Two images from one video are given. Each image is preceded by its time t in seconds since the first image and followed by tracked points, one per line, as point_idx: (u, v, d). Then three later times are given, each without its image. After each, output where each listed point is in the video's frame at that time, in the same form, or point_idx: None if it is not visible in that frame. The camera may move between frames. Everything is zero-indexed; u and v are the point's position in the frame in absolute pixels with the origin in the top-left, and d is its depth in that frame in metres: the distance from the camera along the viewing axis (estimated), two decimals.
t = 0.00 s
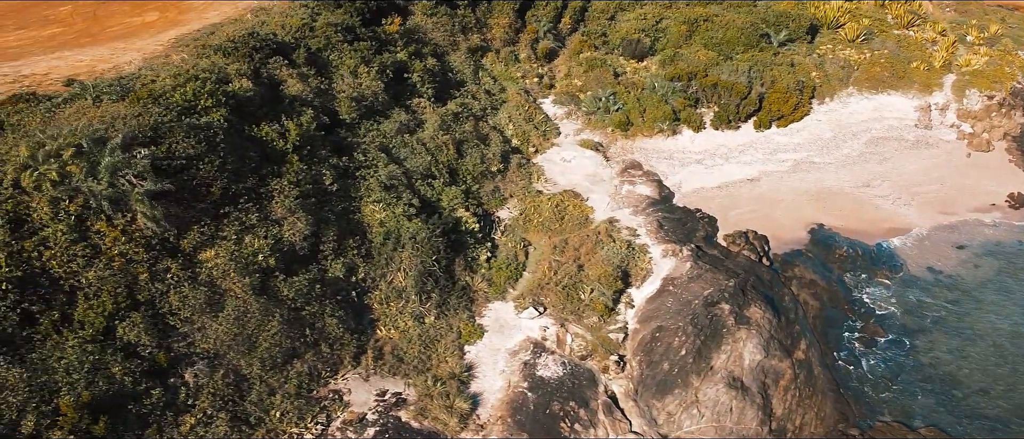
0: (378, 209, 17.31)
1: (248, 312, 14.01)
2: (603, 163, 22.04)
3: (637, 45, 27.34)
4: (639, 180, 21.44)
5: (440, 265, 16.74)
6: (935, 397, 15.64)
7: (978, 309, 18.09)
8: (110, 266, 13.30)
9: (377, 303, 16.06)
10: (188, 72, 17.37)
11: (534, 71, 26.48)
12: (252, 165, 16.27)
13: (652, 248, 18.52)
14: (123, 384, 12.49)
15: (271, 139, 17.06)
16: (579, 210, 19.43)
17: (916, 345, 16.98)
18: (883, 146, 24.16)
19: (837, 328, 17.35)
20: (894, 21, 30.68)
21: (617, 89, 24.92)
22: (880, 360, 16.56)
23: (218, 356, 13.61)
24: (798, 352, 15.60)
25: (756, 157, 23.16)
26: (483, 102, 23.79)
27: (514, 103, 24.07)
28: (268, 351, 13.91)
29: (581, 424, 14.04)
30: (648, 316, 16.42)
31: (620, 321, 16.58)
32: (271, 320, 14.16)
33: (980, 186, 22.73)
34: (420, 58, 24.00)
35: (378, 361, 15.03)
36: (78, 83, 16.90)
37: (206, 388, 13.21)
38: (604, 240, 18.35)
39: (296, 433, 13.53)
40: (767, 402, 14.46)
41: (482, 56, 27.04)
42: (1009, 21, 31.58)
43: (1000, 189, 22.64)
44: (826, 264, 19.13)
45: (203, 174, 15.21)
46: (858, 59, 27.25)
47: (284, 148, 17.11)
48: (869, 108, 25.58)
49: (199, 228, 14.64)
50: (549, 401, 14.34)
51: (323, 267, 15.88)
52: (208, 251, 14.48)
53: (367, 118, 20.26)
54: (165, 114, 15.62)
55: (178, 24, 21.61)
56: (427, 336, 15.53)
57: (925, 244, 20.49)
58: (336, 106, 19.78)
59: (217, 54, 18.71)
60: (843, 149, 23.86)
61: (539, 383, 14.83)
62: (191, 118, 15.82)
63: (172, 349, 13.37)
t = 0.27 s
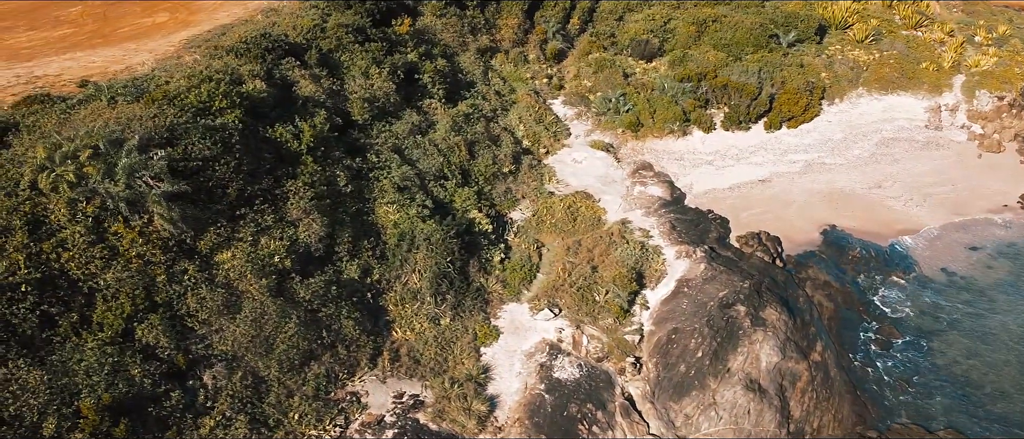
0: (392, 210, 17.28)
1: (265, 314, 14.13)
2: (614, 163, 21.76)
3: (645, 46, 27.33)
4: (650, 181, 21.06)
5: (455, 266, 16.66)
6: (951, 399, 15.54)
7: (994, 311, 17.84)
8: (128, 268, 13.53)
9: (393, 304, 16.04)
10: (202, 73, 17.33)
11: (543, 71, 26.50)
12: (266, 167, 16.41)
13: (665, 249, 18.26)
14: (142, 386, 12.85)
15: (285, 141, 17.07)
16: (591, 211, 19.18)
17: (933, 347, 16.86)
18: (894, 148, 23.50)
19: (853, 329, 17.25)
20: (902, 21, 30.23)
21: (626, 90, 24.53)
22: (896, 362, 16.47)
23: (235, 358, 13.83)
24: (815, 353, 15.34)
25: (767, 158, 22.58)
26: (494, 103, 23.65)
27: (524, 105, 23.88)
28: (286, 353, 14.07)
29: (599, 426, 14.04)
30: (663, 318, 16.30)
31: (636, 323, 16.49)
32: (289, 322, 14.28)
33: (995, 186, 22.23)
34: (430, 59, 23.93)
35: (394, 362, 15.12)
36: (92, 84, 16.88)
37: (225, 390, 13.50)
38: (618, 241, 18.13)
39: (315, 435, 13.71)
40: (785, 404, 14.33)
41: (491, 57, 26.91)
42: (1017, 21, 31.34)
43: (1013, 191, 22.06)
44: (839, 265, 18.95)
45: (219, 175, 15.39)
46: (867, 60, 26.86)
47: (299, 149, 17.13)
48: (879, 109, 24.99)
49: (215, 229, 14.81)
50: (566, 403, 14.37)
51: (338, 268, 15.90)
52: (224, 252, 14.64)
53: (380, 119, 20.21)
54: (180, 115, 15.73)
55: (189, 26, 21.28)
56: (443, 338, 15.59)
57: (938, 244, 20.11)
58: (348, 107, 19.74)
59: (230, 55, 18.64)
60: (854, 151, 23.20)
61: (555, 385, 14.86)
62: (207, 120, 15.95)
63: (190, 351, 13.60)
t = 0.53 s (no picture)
0: (401, 211, 17.23)
1: (275, 316, 14.25)
2: (621, 164, 21.66)
3: (650, 47, 27.33)
4: (657, 182, 20.93)
5: (464, 268, 16.64)
6: (961, 402, 15.50)
7: (1003, 312, 17.74)
8: (138, 270, 13.73)
9: (402, 306, 16.05)
10: (210, 74, 17.32)
11: (548, 73, 26.28)
12: (275, 168, 16.41)
13: (673, 251, 18.14)
14: (154, 389, 13.01)
15: (293, 142, 17.05)
16: (598, 212, 19.10)
17: (942, 348, 16.81)
18: (900, 149, 23.36)
19: (862, 331, 17.18)
20: (907, 22, 30.17)
21: (632, 91, 24.59)
22: (905, 364, 16.42)
23: (245, 360, 14.01)
24: (825, 355, 15.30)
25: (773, 159, 22.48)
26: (500, 104, 23.57)
27: (529, 106, 23.78)
28: (296, 355, 14.18)
29: (610, 429, 14.07)
30: (672, 319, 16.24)
31: (645, 325, 16.46)
32: (299, 323, 14.39)
33: (1004, 187, 22.02)
34: (436, 60, 23.88)
35: (404, 365, 15.24)
36: (100, 85, 16.86)
37: (236, 392, 13.69)
38: (626, 242, 18.00)
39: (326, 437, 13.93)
40: (796, 406, 14.31)
41: (496, 58, 26.87)
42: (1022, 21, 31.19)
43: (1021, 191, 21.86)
44: (847, 267, 18.86)
45: (228, 177, 15.42)
46: (872, 60, 26.94)
47: (307, 150, 17.12)
48: (884, 110, 24.93)
49: (225, 231, 14.95)
50: (577, 405, 14.42)
51: (347, 270, 15.90)
52: (234, 254, 14.79)
53: (387, 120, 20.21)
54: (189, 116, 15.76)
55: (195, 27, 21.19)
56: (452, 340, 15.64)
57: (946, 245, 19.97)
58: (355, 108, 19.71)
59: (237, 56, 18.61)
60: (860, 152, 23.07)
61: (565, 387, 14.89)
62: (216, 121, 15.99)
63: (201, 353, 13.79)
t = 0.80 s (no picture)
0: (408, 212, 17.23)
1: (283, 317, 14.40)
2: (627, 166, 21.62)
3: (656, 47, 27.25)
4: (664, 184, 20.85)
5: (471, 269, 16.64)
6: (970, 404, 15.42)
7: (1011, 315, 17.62)
8: (147, 270, 13.87)
9: (409, 308, 16.08)
10: (217, 75, 17.29)
11: (554, 73, 26.31)
12: (283, 169, 16.39)
13: (681, 253, 18.07)
14: (162, 390, 13.10)
15: (301, 143, 17.03)
16: (605, 214, 19.05)
17: (950, 351, 16.71)
18: (907, 150, 23.26)
19: (870, 333, 17.07)
20: (913, 23, 29.99)
21: (639, 91, 24.50)
22: (913, 367, 16.32)
23: (254, 361, 14.13)
24: (833, 358, 15.22)
25: (780, 160, 22.41)
26: (506, 105, 23.51)
27: (536, 107, 23.73)
28: (304, 356, 14.34)
29: (618, 431, 14.05)
30: (680, 321, 16.18)
31: (653, 326, 16.42)
32: (308, 324, 14.55)
33: (1011, 189, 21.92)
34: (442, 61, 23.84)
35: (412, 366, 15.32)
36: (108, 86, 16.86)
37: (244, 393, 13.77)
38: (633, 244, 17.92)
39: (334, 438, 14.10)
40: (805, 409, 14.23)
41: (502, 59, 26.81)
42: None
43: None
44: (855, 269, 18.77)
45: (236, 178, 15.46)
46: (879, 62, 26.69)
47: (315, 151, 17.12)
48: (892, 111, 24.81)
49: (234, 232, 15.05)
50: (585, 407, 14.39)
51: (355, 271, 15.92)
52: (242, 255, 14.91)
53: (394, 121, 20.20)
54: (197, 117, 15.74)
55: (201, 27, 21.20)
56: (460, 341, 15.68)
57: (954, 248, 19.87)
58: (362, 109, 19.70)
59: (245, 57, 18.62)
60: (867, 153, 23.00)
61: (574, 389, 14.85)
62: (224, 121, 15.98)
63: (209, 354, 13.92)
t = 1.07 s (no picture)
0: (420, 212, 17.21)
1: (295, 316, 14.51)
2: (639, 167, 21.48)
3: (669, 48, 26.96)
4: (676, 185, 20.75)
5: (482, 270, 16.64)
6: (986, 410, 15.20)
7: None
8: (160, 269, 14.04)
9: (420, 308, 16.08)
10: (230, 74, 17.36)
11: (566, 74, 26.11)
12: (296, 168, 16.42)
13: (692, 254, 17.97)
14: (175, 388, 13.29)
15: (313, 142, 17.04)
16: (617, 215, 18.95)
17: (965, 356, 16.48)
18: (921, 153, 23.04)
19: (884, 337, 16.82)
20: (928, 24, 29.53)
21: (651, 92, 24.38)
22: (927, 372, 16.08)
23: (265, 360, 14.26)
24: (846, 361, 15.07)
25: (793, 162, 22.23)
26: (518, 105, 23.43)
27: (547, 108, 23.63)
28: (315, 355, 14.45)
29: (629, 433, 14.00)
30: (692, 323, 16.08)
31: (665, 328, 16.32)
32: (319, 323, 14.66)
33: None
34: (454, 61, 23.63)
35: (423, 366, 15.38)
36: (122, 85, 16.95)
37: (256, 392, 13.91)
38: (645, 245, 17.86)
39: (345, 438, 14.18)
40: (817, 413, 14.09)
41: (514, 59, 26.68)
42: None
43: None
44: (869, 272, 18.54)
45: (249, 177, 15.51)
46: (893, 63, 26.42)
47: (327, 151, 17.13)
48: (906, 113, 24.59)
49: (246, 231, 15.12)
50: (596, 409, 14.38)
51: (366, 271, 15.96)
52: (254, 254, 15.00)
53: (405, 121, 20.14)
54: (210, 116, 15.81)
55: (214, 26, 21.27)
56: (471, 341, 15.71)
57: (968, 250, 19.60)
58: (375, 109, 19.70)
59: (258, 56, 18.68)
60: (881, 155, 22.80)
61: (585, 390, 14.83)
62: (237, 121, 16.04)
63: (221, 352, 14.08)
